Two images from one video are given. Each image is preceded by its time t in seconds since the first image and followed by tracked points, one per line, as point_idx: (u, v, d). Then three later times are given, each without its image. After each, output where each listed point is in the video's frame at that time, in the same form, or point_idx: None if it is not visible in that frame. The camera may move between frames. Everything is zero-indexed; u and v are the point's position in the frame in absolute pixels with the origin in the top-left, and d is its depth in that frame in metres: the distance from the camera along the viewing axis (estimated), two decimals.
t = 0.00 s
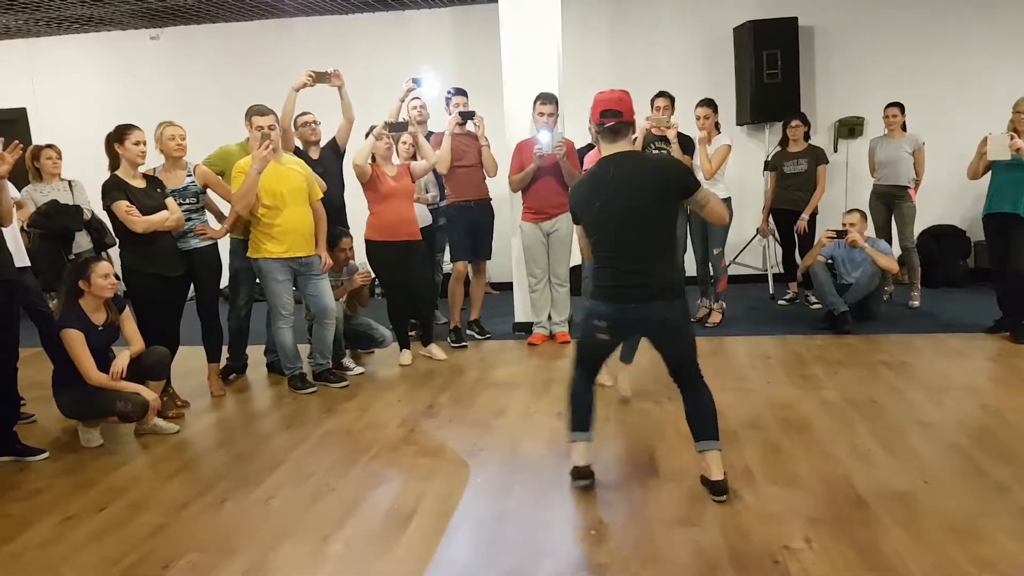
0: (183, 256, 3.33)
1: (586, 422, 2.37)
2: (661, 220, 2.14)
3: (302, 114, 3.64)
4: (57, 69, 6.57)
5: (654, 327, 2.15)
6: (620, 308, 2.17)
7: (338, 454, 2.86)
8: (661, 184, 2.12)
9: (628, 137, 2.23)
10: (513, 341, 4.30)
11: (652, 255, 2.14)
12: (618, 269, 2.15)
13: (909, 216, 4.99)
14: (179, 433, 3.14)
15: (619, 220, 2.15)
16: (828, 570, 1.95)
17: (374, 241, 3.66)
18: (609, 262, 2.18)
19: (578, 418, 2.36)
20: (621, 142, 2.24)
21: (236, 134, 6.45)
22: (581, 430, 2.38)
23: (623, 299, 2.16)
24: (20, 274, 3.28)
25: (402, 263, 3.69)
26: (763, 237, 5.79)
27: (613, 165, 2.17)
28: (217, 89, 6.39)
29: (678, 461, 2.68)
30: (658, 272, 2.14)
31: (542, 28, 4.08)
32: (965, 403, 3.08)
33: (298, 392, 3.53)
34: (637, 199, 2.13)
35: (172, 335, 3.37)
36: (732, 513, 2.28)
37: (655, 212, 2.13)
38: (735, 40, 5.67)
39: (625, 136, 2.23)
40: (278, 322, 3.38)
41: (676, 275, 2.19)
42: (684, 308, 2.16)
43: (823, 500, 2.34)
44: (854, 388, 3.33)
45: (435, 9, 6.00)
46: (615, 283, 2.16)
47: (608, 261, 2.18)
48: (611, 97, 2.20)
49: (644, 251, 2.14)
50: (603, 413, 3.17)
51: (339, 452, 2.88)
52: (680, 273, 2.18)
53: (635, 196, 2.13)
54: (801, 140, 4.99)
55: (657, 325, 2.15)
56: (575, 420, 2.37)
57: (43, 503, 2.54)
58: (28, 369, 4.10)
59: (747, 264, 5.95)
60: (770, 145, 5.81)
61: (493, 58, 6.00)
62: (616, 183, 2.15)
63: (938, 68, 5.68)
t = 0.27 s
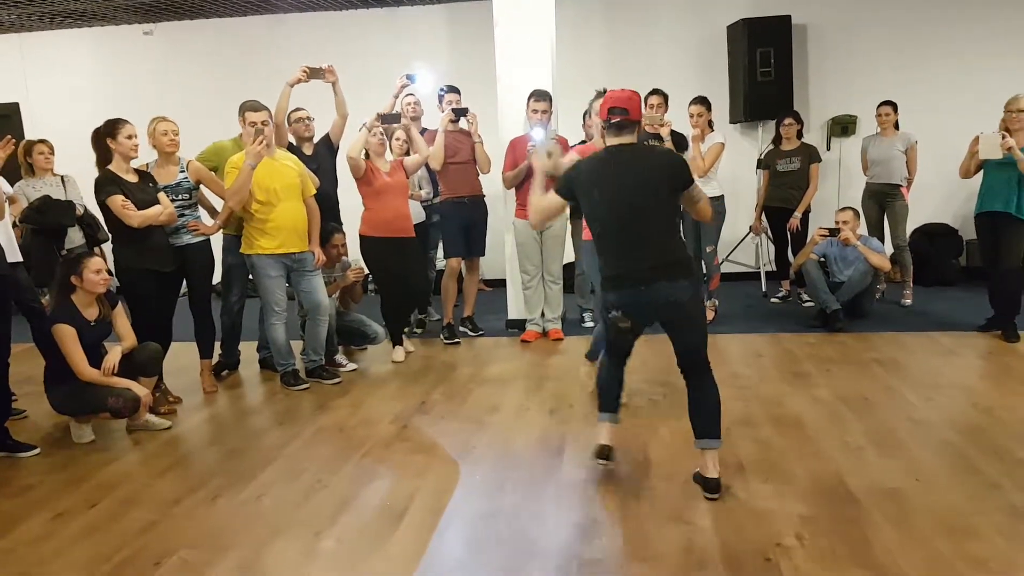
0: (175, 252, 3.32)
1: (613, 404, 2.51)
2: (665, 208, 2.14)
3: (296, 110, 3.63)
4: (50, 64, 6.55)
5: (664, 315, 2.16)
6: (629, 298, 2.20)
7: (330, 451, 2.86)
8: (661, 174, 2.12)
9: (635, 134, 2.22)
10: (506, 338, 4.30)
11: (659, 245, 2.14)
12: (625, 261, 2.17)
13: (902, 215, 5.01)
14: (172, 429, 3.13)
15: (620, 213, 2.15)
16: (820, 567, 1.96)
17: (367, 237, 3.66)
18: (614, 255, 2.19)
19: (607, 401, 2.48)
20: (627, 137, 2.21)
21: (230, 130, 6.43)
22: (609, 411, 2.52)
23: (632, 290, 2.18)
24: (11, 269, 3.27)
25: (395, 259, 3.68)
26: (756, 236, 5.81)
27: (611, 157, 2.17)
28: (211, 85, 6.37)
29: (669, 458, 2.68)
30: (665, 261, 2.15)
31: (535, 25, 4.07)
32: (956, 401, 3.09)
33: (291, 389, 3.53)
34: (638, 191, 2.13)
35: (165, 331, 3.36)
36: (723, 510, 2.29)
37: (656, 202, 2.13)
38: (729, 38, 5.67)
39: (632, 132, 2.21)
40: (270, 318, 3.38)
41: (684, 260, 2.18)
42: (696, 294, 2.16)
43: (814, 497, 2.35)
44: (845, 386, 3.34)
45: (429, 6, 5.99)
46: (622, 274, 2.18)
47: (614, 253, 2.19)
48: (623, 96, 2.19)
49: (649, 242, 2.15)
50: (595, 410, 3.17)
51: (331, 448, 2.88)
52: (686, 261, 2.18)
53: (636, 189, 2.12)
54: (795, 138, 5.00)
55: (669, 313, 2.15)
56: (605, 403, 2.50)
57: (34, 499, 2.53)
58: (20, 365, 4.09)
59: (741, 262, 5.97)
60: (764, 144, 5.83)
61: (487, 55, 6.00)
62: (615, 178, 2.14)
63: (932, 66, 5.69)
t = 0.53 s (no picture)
0: (173, 252, 3.32)
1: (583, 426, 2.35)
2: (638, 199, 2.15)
3: (293, 111, 3.64)
4: (49, 65, 6.56)
5: (625, 305, 2.16)
6: (595, 287, 2.15)
7: (327, 451, 2.86)
8: (641, 164, 2.13)
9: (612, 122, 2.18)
10: (503, 338, 4.31)
11: (629, 234, 2.14)
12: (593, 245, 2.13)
13: (900, 216, 5.01)
14: (169, 430, 3.13)
15: (595, 196, 2.13)
16: (817, 569, 1.96)
17: (366, 237, 3.67)
18: (583, 238, 2.16)
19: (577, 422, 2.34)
20: (606, 122, 2.17)
21: (229, 131, 6.44)
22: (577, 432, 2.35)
23: (597, 276, 2.14)
24: (10, 270, 3.28)
25: (392, 260, 3.68)
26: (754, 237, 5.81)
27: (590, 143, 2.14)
28: (209, 86, 6.38)
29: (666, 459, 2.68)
30: (633, 250, 2.14)
31: (531, 27, 4.09)
32: (954, 403, 3.09)
33: (289, 389, 3.53)
34: (614, 179, 2.12)
35: (163, 332, 3.37)
36: (720, 511, 2.29)
37: (631, 191, 2.13)
38: (727, 40, 5.67)
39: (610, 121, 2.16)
40: (268, 319, 3.38)
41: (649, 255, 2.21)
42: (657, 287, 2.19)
43: (811, 499, 2.35)
44: (843, 387, 3.34)
45: (426, 7, 6.00)
46: (587, 258, 2.14)
47: (582, 236, 2.16)
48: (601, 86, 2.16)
49: (620, 231, 2.14)
50: (592, 411, 3.18)
51: (328, 449, 2.88)
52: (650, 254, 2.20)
53: (614, 175, 2.12)
54: (792, 140, 5.00)
55: (626, 303, 2.16)
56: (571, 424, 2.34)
57: (31, 500, 2.53)
58: (17, 365, 4.09)
59: (739, 263, 5.97)
60: (762, 145, 5.83)
61: (485, 56, 6.01)
62: (595, 160, 2.12)
63: (929, 68, 5.69)
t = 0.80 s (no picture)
0: (170, 255, 3.32)
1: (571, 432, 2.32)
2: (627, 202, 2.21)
3: (292, 113, 3.64)
4: (49, 67, 6.56)
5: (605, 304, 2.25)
6: (585, 286, 2.19)
7: (327, 453, 2.87)
8: (632, 168, 2.19)
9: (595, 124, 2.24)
10: (503, 340, 4.31)
11: (617, 236, 2.21)
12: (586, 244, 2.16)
13: (899, 217, 5.01)
14: (169, 432, 3.14)
15: (588, 196, 2.17)
16: (817, 571, 1.95)
17: (366, 238, 3.67)
18: (574, 237, 2.19)
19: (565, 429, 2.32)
20: (588, 124, 2.22)
21: (228, 133, 6.44)
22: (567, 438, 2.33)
23: (587, 276, 2.19)
24: (10, 272, 3.28)
25: (392, 262, 3.69)
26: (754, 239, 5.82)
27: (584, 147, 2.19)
28: (209, 88, 6.38)
29: (666, 461, 2.68)
30: (620, 252, 2.22)
31: (530, 28, 4.09)
32: (954, 404, 3.09)
33: (288, 391, 3.53)
34: (607, 181, 2.17)
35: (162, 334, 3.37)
36: (720, 513, 2.29)
37: (621, 196, 2.20)
38: (726, 41, 5.67)
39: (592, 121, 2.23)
40: (268, 321, 3.39)
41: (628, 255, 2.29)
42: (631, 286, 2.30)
43: (811, 501, 2.35)
44: (843, 389, 3.34)
45: (426, 9, 6.01)
46: (579, 257, 2.18)
47: (573, 235, 2.19)
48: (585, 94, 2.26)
49: (610, 232, 2.19)
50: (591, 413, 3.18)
51: (328, 451, 2.88)
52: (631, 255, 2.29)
53: (606, 176, 2.17)
54: (792, 142, 5.01)
55: (606, 302, 2.25)
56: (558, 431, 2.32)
57: (31, 502, 2.53)
58: (17, 367, 4.10)
59: (739, 264, 5.97)
60: (761, 146, 5.84)
61: (485, 58, 6.01)
62: (590, 164, 2.17)
63: (929, 69, 5.69)
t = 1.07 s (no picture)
0: (168, 254, 3.33)
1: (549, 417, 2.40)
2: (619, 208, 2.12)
3: (291, 112, 3.64)
4: (48, 67, 6.56)
5: (600, 313, 2.11)
6: (572, 294, 2.11)
7: (327, 452, 2.87)
8: (622, 172, 2.10)
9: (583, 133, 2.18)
10: (503, 339, 4.31)
11: (607, 241, 2.11)
12: (572, 249, 2.10)
13: (899, 215, 5.00)
14: (169, 431, 3.14)
15: (575, 202, 2.09)
16: (817, 570, 1.95)
17: (366, 238, 3.66)
18: (561, 244, 2.12)
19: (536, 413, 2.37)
20: (577, 131, 2.17)
21: (228, 132, 6.44)
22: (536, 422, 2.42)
23: (574, 283, 2.11)
24: (10, 271, 3.27)
25: (392, 261, 3.69)
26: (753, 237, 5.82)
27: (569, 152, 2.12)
28: (209, 87, 6.38)
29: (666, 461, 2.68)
30: (611, 260, 2.13)
31: (530, 27, 4.08)
32: (954, 403, 3.09)
33: (288, 390, 3.53)
34: (595, 185, 2.09)
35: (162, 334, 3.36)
36: (720, 513, 2.29)
37: (610, 200, 2.10)
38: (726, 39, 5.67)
39: (578, 130, 2.17)
40: (267, 320, 3.39)
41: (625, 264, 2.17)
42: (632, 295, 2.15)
43: (811, 500, 2.35)
44: (843, 388, 3.34)
45: (425, 8, 6.00)
46: (566, 265, 2.11)
47: (560, 241, 2.13)
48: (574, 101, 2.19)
49: (598, 238, 2.11)
50: (591, 412, 3.18)
51: (327, 450, 2.88)
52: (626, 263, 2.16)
53: (593, 181, 2.08)
54: (792, 140, 5.00)
55: (601, 311, 2.12)
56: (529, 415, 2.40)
57: (30, 501, 2.53)
58: (17, 367, 4.10)
59: (739, 263, 5.97)
60: (761, 145, 5.83)
61: (484, 57, 6.00)
62: (575, 168, 2.10)
63: (929, 67, 5.69)
